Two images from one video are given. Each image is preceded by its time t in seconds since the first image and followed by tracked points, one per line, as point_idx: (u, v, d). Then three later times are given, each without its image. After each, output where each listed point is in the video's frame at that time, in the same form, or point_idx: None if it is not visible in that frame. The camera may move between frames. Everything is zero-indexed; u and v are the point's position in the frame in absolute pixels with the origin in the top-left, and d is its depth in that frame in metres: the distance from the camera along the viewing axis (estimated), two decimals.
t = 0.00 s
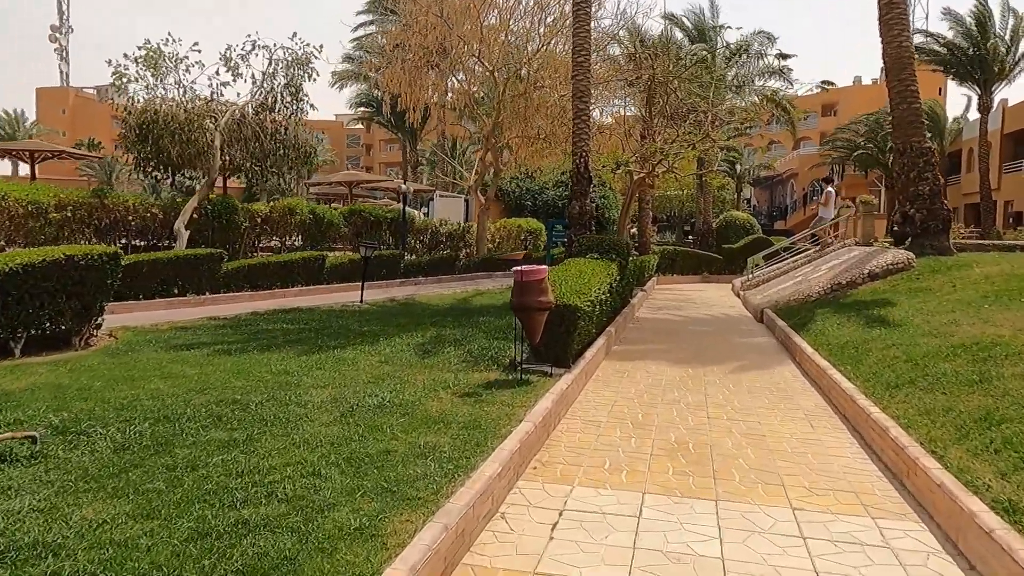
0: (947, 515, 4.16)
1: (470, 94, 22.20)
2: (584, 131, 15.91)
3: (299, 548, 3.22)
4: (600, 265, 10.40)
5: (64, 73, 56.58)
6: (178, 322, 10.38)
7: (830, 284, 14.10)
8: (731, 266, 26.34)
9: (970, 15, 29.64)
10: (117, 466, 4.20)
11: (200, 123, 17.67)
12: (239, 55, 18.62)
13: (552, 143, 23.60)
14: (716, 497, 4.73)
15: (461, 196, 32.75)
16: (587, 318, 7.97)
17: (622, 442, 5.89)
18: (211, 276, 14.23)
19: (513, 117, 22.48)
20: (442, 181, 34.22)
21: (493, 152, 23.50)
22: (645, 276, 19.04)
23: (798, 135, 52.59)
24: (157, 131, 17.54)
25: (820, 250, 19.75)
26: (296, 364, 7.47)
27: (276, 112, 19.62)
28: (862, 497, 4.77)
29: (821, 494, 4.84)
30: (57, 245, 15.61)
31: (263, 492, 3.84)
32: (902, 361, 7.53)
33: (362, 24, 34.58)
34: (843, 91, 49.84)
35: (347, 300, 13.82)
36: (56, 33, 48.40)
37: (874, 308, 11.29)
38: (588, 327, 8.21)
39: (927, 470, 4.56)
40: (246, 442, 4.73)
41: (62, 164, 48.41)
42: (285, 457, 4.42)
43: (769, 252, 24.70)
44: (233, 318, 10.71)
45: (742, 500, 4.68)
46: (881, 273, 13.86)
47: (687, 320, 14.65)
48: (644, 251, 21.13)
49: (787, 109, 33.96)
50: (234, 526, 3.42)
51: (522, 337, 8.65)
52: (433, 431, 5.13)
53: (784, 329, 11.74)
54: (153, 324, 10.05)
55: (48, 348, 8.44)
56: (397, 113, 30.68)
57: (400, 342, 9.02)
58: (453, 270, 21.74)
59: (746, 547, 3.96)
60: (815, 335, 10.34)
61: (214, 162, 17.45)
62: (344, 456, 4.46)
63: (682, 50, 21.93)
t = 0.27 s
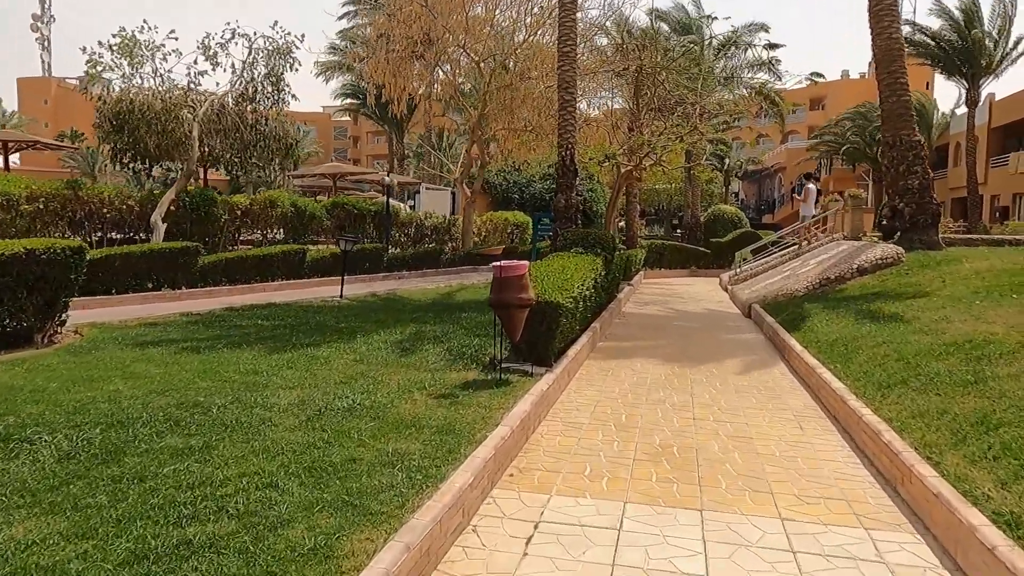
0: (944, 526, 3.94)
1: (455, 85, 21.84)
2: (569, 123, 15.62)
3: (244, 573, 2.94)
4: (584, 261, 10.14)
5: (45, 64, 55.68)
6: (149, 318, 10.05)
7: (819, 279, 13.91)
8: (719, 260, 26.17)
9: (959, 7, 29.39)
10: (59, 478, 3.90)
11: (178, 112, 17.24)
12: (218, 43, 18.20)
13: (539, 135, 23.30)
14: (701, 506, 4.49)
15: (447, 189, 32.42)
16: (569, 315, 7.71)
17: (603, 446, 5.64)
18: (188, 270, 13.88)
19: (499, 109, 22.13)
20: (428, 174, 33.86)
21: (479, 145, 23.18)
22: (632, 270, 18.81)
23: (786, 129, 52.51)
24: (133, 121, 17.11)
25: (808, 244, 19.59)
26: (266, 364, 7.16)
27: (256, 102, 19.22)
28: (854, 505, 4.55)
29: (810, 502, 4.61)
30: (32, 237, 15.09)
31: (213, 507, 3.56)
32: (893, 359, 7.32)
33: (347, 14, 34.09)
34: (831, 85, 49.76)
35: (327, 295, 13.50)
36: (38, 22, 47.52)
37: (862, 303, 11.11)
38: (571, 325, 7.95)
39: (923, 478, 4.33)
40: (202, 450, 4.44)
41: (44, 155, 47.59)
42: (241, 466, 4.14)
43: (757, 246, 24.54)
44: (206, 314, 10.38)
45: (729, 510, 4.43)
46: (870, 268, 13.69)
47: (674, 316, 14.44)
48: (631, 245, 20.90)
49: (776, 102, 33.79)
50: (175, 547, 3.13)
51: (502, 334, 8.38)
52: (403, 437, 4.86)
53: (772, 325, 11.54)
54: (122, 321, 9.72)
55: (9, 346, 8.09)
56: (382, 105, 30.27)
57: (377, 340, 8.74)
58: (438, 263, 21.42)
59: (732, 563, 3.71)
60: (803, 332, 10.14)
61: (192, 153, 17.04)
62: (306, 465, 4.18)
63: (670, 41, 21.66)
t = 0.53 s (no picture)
0: (952, 544, 3.69)
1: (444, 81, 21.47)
2: (558, 119, 15.33)
3: None
4: (574, 260, 9.85)
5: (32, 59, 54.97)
6: (122, 318, 9.71)
7: (812, 279, 13.68)
8: (710, 259, 25.95)
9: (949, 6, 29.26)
10: None
11: (159, 108, 16.86)
12: (201, 38, 17.82)
13: (529, 133, 22.98)
14: (692, 522, 4.22)
15: (436, 187, 32.05)
16: (556, 316, 7.43)
17: (590, 455, 5.36)
18: (167, 269, 13.52)
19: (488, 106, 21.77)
20: (418, 172, 33.49)
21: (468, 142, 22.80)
22: (623, 270, 18.55)
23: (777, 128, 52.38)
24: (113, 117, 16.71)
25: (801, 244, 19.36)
26: (238, 368, 6.83)
27: (240, 98, 18.83)
28: (855, 519, 4.29)
29: (809, 516, 4.35)
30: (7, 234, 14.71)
31: (162, 529, 3.26)
32: (891, 362, 7.06)
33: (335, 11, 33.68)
34: (822, 84, 49.67)
35: (311, 294, 13.15)
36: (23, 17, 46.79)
37: (856, 304, 10.89)
38: (558, 326, 7.67)
39: (928, 491, 4.08)
40: (159, 464, 4.13)
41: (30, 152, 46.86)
42: (198, 482, 3.83)
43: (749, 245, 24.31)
44: (182, 315, 10.05)
45: (723, 525, 4.17)
46: (863, 267, 13.46)
47: (665, 316, 14.18)
48: (621, 244, 20.63)
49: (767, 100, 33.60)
50: None
51: (486, 337, 8.08)
52: (377, 448, 4.56)
53: (765, 325, 11.29)
54: (94, 322, 9.38)
55: None
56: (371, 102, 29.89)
57: (358, 342, 8.43)
58: (426, 262, 21.09)
59: None
60: (798, 333, 9.87)
61: (173, 149, 16.65)
62: (269, 480, 3.88)
63: (661, 37, 21.37)
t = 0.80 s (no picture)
0: (969, 574, 3.43)
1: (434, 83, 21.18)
2: (549, 121, 15.07)
3: None
4: (564, 265, 9.58)
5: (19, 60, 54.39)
6: (96, 325, 9.38)
7: (807, 283, 13.45)
8: (703, 262, 25.74)
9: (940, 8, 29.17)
10: None
11: (142, 109, 16.51)
12: (186, 38, 17.48)
13: (520, 135, 22.70)
14: (688, 547, 3.95)
15: (427, 190, 31.78)
16: (546, 324, 7.15)
17: (581, 472, 5.09)
18: (148, 274, 13.19)
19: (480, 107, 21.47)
20: (409, 174, 33.20)
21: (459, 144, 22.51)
22: (615, 273, 18.30)
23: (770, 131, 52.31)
24: (95, 118, 16.36)
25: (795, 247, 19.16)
26: (212, 379, 6.52)
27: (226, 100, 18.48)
28: (862, 543, 4.02)
29: (813, 540, 4.08)
30: None
31: (106, 568, 2.95)
32: (893, 370, 6.81)
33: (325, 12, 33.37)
34: (814, 87, 49.63)
35: (295, 299, 12.83)
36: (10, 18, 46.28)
37: (853, 309, 10.66)
38: (548, 334, 7.39)
39: (941, 515, 3.81)
40: (114, 489, 3.82)
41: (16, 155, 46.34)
42: (152, 511, 3.52)
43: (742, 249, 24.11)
44: (159, 322, 9.71)
45: (722, 552, 3.89)
46: (859, 271, 13.25)
47: (658, 321, 13.93)
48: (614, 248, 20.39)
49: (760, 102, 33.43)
50: None
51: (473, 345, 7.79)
52: (352, 468, 4.26)
53: (760, 331, 11.04)
54: (66, 330, 9.04)
55: None
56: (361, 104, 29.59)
57: (341, 350, 8.14)
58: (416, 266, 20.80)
59: None
60: (794, 339, 9.64)
61: (156, 151, 16.30)
62: (231, 508, 3.58)
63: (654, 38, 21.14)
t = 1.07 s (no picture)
0: None
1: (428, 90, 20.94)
2: (544, 127, 14.82)
3: None
4: (558, 273, 9.30)
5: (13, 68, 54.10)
6: (73, 336, 9.08)
7: (807, 291, 13.19)
8: (701, 271, 25.49)
9: (936, 16, 29.08)
10: None
11: (129, 115, 16.23)
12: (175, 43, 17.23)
13: (515, 142, 22.45)
14: None
15: (422, 197, 31.53)
16: (538, 334, 6.86)
17: (573, 493, 4.79)
18: (133, 283, 12.89)
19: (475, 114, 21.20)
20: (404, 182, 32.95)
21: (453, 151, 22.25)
22: (611, 281, 18.03)
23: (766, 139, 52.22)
24: (81, 124, 16.08)
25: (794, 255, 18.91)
26: (186, 393, 6.21)
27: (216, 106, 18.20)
28: (873, 573, 3.73)
29: (821, 569, 3.78)
30: None
31: None
32: (899, 383, 6.53)
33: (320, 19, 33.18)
34: (811, 96, 49.58)
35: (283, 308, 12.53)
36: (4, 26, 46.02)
37: (854, 318, 10.40)
38: (540, 345, 7.10)
39: (959, 544, 3.52)
40: (61, 517, 3.51)
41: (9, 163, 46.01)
42: (98, 543, 3.21)
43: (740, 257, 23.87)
44: (139, 332, 9.41)
45: None
46: (860, 279, 12.98)
47: (655, 330, 13.65)
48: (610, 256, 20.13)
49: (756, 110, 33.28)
50: None
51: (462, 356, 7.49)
52: (324, 492, 3.96)
53: (759, 341, 10.76)
54: (42, 340, 8.74)
55: None
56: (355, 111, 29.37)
57: (326, 361, 7.84)
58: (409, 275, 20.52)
59: None
60: (795, 349, 9.36)
61: (144, 158, 16.01)
62: (186, 538, 3.27)
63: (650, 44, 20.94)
